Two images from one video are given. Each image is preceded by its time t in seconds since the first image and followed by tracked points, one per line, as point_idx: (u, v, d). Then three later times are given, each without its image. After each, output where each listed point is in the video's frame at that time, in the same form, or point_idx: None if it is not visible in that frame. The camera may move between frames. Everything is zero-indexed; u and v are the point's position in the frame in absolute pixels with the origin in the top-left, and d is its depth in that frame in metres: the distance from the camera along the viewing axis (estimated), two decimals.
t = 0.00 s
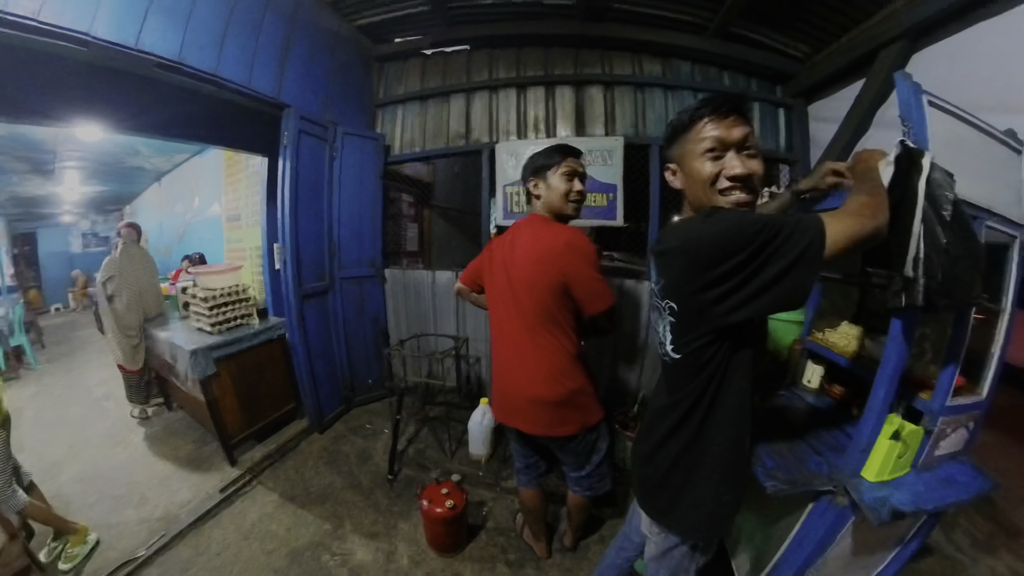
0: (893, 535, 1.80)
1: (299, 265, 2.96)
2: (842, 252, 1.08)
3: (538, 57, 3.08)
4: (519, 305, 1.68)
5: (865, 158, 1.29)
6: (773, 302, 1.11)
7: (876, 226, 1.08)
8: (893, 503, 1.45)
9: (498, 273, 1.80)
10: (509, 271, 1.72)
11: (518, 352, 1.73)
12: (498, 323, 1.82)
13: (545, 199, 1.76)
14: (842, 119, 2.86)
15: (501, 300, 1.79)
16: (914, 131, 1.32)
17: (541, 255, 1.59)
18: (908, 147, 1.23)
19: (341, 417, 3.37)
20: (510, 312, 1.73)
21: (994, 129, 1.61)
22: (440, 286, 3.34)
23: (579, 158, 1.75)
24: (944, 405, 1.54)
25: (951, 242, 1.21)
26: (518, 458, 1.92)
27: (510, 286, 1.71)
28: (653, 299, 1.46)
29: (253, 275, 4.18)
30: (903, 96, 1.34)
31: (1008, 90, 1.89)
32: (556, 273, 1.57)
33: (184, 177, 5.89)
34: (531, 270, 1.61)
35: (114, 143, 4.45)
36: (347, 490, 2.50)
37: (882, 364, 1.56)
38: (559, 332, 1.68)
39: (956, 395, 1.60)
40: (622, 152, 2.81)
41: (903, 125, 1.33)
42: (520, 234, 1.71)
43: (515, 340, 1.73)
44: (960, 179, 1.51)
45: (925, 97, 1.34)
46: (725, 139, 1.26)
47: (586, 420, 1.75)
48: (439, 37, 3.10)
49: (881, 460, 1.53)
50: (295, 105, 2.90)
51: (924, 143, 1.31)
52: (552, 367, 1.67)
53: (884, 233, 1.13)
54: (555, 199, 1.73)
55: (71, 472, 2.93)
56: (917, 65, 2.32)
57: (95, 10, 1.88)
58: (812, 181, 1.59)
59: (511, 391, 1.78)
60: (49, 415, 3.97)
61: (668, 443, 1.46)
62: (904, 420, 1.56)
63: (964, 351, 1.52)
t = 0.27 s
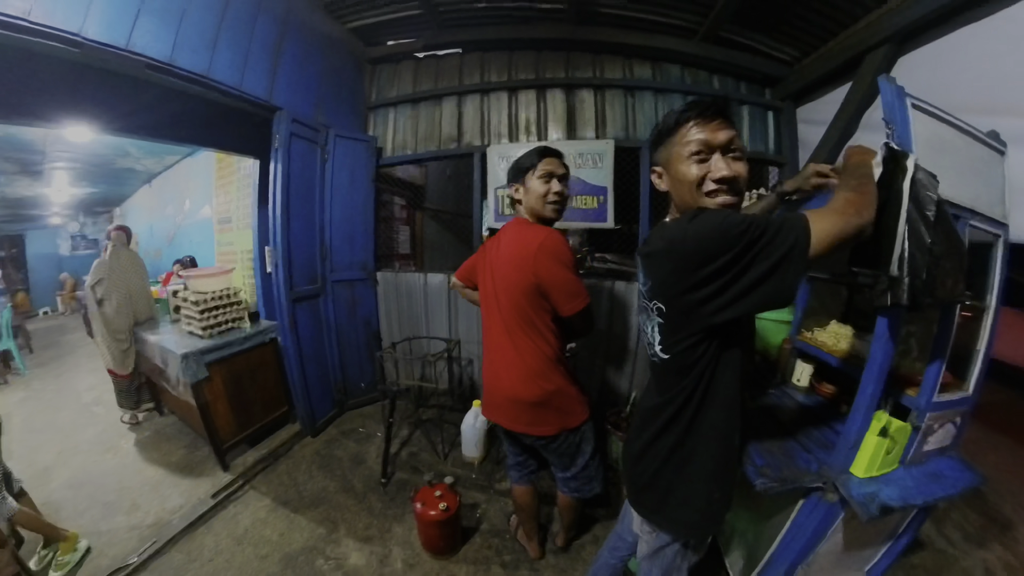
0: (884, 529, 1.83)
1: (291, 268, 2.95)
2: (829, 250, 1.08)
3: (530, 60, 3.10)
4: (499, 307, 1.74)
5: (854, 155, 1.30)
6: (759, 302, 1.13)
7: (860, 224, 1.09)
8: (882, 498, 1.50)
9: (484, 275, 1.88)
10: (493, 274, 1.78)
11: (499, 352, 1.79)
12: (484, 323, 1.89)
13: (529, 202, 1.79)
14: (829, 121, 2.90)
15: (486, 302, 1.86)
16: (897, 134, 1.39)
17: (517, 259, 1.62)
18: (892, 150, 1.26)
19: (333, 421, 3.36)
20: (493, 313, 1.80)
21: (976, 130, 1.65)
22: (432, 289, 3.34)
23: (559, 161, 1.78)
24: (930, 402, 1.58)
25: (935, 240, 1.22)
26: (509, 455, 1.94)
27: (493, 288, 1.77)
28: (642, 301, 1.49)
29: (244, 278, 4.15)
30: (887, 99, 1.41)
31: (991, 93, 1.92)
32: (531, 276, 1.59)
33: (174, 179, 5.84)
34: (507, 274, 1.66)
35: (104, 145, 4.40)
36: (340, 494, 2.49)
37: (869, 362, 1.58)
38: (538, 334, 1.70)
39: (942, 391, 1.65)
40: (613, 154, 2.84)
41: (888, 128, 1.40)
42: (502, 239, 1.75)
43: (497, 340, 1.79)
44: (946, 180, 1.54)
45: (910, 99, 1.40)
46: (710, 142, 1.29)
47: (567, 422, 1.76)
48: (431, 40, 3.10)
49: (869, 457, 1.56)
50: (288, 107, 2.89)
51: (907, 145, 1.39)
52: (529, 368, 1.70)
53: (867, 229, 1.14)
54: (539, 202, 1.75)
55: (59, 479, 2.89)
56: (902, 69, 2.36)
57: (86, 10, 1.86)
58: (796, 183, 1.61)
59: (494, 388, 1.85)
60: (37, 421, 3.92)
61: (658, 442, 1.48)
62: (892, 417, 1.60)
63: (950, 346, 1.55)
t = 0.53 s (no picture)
0: (872, 524, 1.86)
1: (282, 271, 2.93)
2: (813, 250, 1.12)
3: (521, 63, 3.11)
4: (491, 308, 1.73)
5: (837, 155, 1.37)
6: (746, 301, 1.15)
7: (847, 224, 1.12)
8: (871, 494, 1.53)
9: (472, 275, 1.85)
10: (483, 274, 1.76)
11: (491, 353, 1.78)
12: (474, 324, 1.87)
13: (523, 205, 1.80)
14: (817, 124, 2.94)
15: (476, 303, 1.83)
16: (880, 136, 1.44)
17: (512, 261, 1.62)
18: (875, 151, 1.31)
19: (326, 424, 3.35)
20: (483, 314, 1.78)
21: (961, 131, 1.68)
22: (424, 291, 3.35)
23: (550, 165, 1.81)
24: (917, 398, 1.63)
25: (916, 239, 1.29)
26: (500, 459, 1.94)
27: (483, 289, 1.75)
28: (630, 303, 1.51)
29: (235, 281, 4.12)
30: (871, 102, 1.45)
31: (975, 96, 1.94)
32: (527, 278, 1.60)
33: (164, 181, 5.80)
34: (501, 275, 1.65)
35: (94, 146, 4.36)
36: (333, 498, 2.49)
37: (855, 359, 1.61)
38: (533, 335, 1.72)
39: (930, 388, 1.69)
40: (603, 157, 2.87)
41: (871, 130, 1.45)
42: (493, 239, 1.74)
43: (489, 341, 1.78)
44: (927, 182, 1.56)
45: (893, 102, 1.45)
46: (711, 145, 1.31)
47: (560, 420, 1.79)
48: (423, 43, 3.11)
49: (858, 453, 1.59)
50: (279, 110, 2.88)
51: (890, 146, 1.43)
52: (524, 368, 1.71)
53: (853, 231, 1.17)
54: (533, 206, 1.77)
55: (47, 485, 2.85)
56: (888, 72, 2.36)
57: (77, 11, 1.83)
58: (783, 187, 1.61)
59: (485, 390, 1.83)
60: (25, 427, 3.86)
61: (649, 441, 1.50)
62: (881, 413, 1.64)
63: (935, 345, 1.59)
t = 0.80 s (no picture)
0: (862, 520, 1.90)
1: (273, 274, 2.92)
2: (796, 249, 1.14)
3: (513, 66, 3.13)
4: (491, 312, 1.68)
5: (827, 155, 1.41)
6: (735, 301, 1.17)
7: (829, 223, 1.16)
8: (859, 489, 1.57)
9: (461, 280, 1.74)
10: (478, 278, 1.69)
11: (491, 358, 1.73)
12: (467, 330, 1.79)
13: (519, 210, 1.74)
14: (804, 127, 2.99)
15: (469, 308, 1.75)
16: (864, 138, 1.50)
17: (516, 262, 1.61)
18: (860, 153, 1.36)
19: (318, 427, 3.33)
20: (481, 319, 1.71)
21: (943, 133, 1.73)
22: (416, 293, 3.35)
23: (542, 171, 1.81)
24: (903, 395, 1.68)
25: (898, 237, 1.34)
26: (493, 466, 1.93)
27: (479, 293, 1.68)
28: (618, 305, 1.54)
29: (227, 283, 4.09)
30: (855, 105, 1.51)
31: (956, 99, 1.96)
32: (533, 278, 1.63)
33: (155, 182, 5.74)
34: (503, 278, 1.62)
35: (83, 146, 4.30)
36: (327, 501, 2.48)
37: (841, 356, 1.65)
38: (534, 335, 1.72)
39: (917, 384, 1.74)
40: (594, 160, 2.89)
41: (856, 132, 1.51)
42: (488, 241, 1.68)
43: (488, 345, 1.72)
44: (910, 182, 1.61)
45: (877, 105, 1.50)
46: (708, 149, 1.31)
47: (559, 420, 1.81)
48: (416, 46, 3.12)
49: (846, 449, 1.64)
50: (272, 112, 2.86)
51: (874, 148, 1.50)
52: (529, 370, 1.71)
53: (836, 230, 1.22)
54: (528, 210, 1.75)
55: (36, 491, 2.82)
56: (873, 76, 2.40)
57: (68, 11, 1.82)
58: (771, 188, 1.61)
59: (484, 396, 1.77)
60: (13, 432, 3.81)
61: (639, 440, 1.52)
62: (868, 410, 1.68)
63: (920, 342, 1.64)
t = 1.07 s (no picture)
0: (853, 516, 1.93)
1: (265, 277, 2.89)
2: (784, 250, 1.18)
3: (505, 69, 3.14)
4: (497, 312, 1.63)
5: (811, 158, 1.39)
6: (724, 301, 1.20)
7: (818, 225, 1.20)
8: (849, 484, 1.60)
9: (462, 280, 1.66)
10: (482, 278, 1.63)
11: (496, 359, 1.67)
12: (468, 332, 1.71)
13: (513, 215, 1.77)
14: (792, 130, 3.03)
15: (472, 309, 1.68)
16: (850, 139, 1.55)
17: (526, 260, 1.60)
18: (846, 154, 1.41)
19: (312, 431, 3.29)
20: (485, 320, 1.65)
21: (928, 135, 1.78)
22: (409, 296, 3.35)
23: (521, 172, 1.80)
24: (891, 391, 1.72)
25: (885, 237, 1.36)
26: (483, 478, 1.90)
27: (487, 293, 1.61)
28: (608, 308, 1.55)
29: (218, 286, 4.05)
30: (840, 108, 1.56)
31: (940, 104, 2.01)
32: (541, 277, 1.63)
33: (145, 183, 5.69)
34: (510, 277, 1.59)
35: (72, 147, 4.25)
36: (320, 505, 2.47)
37: (828, 354, 1.69)
38: (540, 335, 1.71)
39: (904, 381, 1.79)
40: (585, 162, 2.91)
41: (841, 134, 1.56)
42: (491, 240, 1.64)
43: (493, 347, 1.66)
44: (896, 184, 1.64)
45: (862, 108, 1.55)
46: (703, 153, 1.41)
47: (559, 417, 1.83)
48: (408, 49, 3.12)
49: (835, 445, 1.67)
50: (264, 114, 2.84)
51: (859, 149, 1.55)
52: (537, 369, 1.69)
53: (823, 230, 1.25)
54: (520, 214, 1.80)
55: (25, 498, 2.78)
56: (861, 79, 2.45)
57: (60, 10, 1.81)
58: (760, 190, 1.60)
59: (486, 401, 1.70)
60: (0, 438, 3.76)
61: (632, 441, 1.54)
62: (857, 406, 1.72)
63: (907, 338, 1.68)
